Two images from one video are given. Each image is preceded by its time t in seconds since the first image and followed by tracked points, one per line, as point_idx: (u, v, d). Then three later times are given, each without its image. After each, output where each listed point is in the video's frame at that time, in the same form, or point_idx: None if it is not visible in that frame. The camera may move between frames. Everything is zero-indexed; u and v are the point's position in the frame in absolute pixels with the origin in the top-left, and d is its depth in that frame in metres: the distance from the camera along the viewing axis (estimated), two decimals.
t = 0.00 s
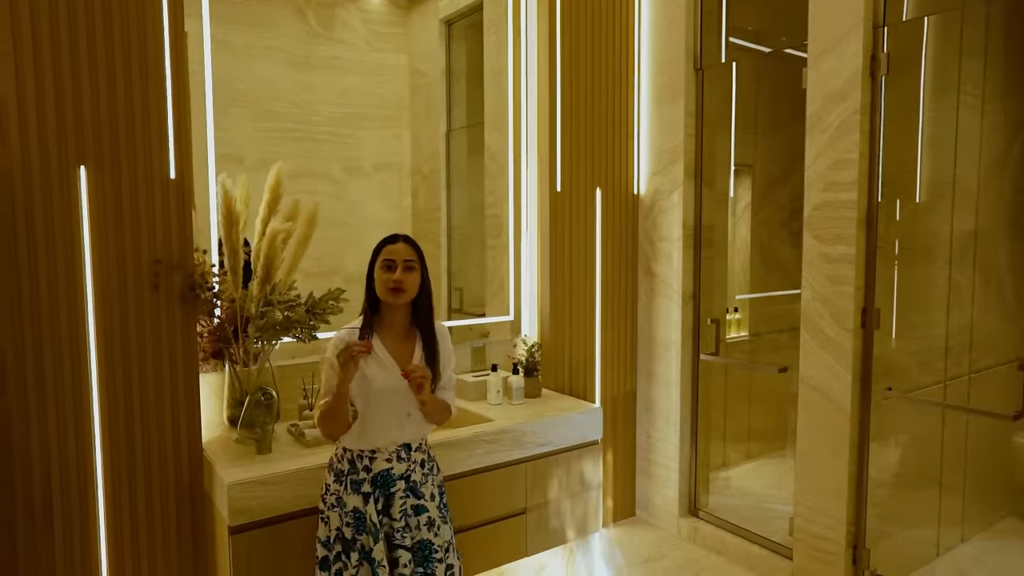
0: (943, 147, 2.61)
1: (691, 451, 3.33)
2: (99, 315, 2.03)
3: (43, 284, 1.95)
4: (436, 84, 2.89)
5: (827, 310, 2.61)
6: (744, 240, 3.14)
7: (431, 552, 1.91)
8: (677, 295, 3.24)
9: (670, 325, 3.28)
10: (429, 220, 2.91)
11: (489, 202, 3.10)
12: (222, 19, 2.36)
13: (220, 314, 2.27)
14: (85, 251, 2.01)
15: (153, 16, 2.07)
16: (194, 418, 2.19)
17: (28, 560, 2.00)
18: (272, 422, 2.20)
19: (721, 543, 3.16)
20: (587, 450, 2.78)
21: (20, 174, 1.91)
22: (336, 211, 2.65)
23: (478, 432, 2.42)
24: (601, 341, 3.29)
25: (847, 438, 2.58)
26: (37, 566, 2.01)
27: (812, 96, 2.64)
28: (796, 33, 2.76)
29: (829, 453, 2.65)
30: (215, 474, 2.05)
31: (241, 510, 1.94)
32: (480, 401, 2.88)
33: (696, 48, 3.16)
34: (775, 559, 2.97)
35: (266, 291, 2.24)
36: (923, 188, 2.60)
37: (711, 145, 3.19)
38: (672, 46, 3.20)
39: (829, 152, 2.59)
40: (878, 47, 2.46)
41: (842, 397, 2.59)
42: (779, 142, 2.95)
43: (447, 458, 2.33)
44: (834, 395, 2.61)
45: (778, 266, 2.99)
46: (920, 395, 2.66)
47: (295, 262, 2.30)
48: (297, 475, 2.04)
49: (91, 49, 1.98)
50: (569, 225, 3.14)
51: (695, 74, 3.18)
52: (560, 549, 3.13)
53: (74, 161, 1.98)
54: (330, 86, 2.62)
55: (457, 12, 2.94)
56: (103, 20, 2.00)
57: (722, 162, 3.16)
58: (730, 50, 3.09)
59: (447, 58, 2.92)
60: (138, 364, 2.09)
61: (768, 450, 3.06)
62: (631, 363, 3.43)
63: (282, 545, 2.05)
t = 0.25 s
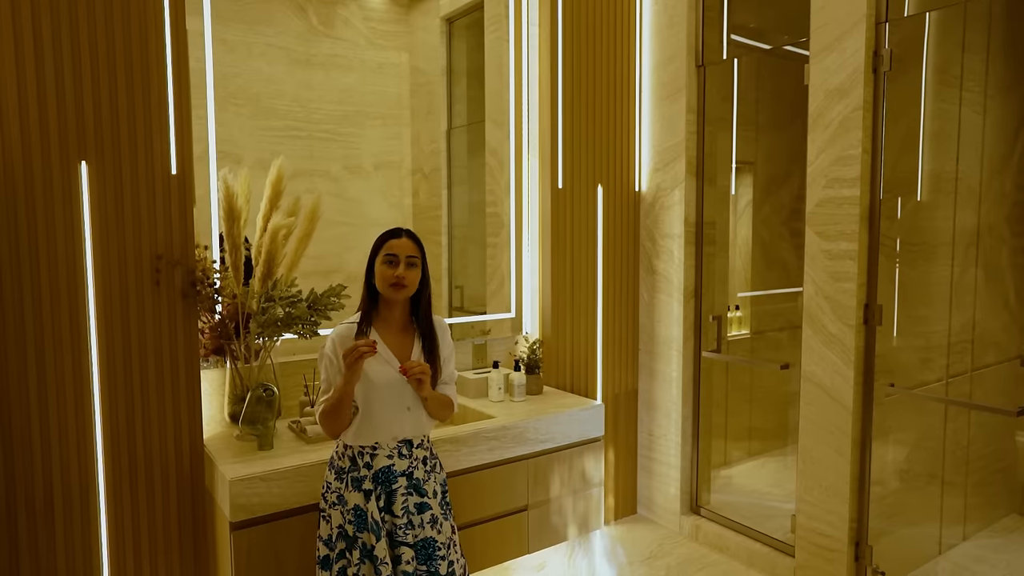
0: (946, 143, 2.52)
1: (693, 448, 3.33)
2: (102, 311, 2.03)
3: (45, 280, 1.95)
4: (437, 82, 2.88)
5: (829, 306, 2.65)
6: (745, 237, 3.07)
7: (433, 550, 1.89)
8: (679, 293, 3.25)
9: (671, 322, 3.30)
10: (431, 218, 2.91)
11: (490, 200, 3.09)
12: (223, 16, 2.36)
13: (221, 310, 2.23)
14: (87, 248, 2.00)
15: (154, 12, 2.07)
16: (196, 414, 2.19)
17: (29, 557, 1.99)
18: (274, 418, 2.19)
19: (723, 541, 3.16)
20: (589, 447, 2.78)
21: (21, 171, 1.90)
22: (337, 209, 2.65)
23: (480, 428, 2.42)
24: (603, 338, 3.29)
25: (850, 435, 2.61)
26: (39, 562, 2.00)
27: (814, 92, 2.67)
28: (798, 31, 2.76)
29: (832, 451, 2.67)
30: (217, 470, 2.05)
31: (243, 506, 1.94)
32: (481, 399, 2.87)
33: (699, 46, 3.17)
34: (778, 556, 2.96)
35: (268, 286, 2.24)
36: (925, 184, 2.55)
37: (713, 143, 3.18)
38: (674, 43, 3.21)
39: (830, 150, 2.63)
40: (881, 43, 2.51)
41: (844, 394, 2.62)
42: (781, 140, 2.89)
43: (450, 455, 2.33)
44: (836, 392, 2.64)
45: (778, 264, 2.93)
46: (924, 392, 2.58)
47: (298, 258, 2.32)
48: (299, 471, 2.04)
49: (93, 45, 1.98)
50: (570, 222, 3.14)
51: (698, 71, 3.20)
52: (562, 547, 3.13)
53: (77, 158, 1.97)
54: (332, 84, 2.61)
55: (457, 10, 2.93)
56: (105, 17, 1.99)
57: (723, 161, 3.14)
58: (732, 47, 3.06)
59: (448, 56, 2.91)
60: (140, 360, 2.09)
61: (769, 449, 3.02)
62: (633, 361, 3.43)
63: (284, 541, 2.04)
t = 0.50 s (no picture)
0: (947, 141, 2.53)
1: (693, 447, 3.33)
2: (103, 308, 2.03)
3: (46, 277, 1.95)
4: (438, 81, 2.88)
5: (830, 304, 2.65)
6: (745, 236, 3.07)
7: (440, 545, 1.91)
8: (679, 291, 3.25)
9: (672, 321, 3.29)
10: (431, 217, 2.91)
11: (491, 199, 3.09)
12: (223, 15, 2.36)
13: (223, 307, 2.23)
14: (88, 245, 2.00)
15: (155, 10, 2.07)
16: (196, 411, 2.19)
17: (30, 554, 1.99)
18: (274, 416, 2.19)
19: (723, 539, 3.16)
20: (590, 445, 2.78)
21: (23, 167, 1.91)
22: (338, 208, 2.65)
23: (481, 426, 2.42)
24: (604, 337, 3.29)
25: (851, 432, 2.60)
26: (39, 559, 2.00)
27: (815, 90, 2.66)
28: (799, 30, 2.76)
29: (833, 449, 2.66)
30: (217, 468, 2.05)
31: (244, 503, 1.94)
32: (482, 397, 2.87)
33: (700, 44, 3.17)
34: (778, 555, 2.96)
35: (269, 284, 2.24)
36: (925, 182, 2.55)
37: (714, 141, 3.18)
38: (674, 42, 3.21)
39: (831, 148, 2.62)
40: (882, 41, 2.49)
41: (845, 391, 2.62)
42: (782, 139, 2.90)
43: (451, 452, 2.33)
44: (836, 389, 2.64)
45: (779, 263, 2.93)
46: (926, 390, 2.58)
47: (299, 255, 2.32)
48: (300, 468, 2.04)
49: (94, 43, 1.98)
50: (571, 221, 3.14)
51: (699, 69, 3.19)
52: (563, 545, 3.13)
53: (78, 155, 1.97)
54: (332, 83, 2.62)
55: (458, 9, 2.93)
56: (106, 14, 1.99)
57: (724, 159, 3.13)
58: (733, 46, 3.06)
59: (449, 55, 2.91)
60: (141, 357, 2.09)
61: (769, 448, 3.02)
62: (633, 359, 3.43)
63: (285, 539, 2.04)
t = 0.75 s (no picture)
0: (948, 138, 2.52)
1: (694, 445, 3.33)
2: (104, 306, 2.03)
3: (47, 274, 1.95)
4: (438, 80, 2.88)
5: (831, 301, 2.65)
6: (746, 235, 3.07)
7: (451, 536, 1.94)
8: (679, 289, 3.25)
9: (672, 319, 3.29)
10: (432, 215, 2.90)
11: (491, 197, 3.09)
12: (224, 14, 2.36)
13: (224, 304, 2.22)
14: (88, 242, 2.00)
15: (156, 7, 2.07)
16: (197, 408, 2.19)
17: (31, 551, 1.99)
18: (275, 413, 2.19)
19: (724, 537, 3.16)
20: (591, 443, 2.78)
21: (24, 164, 1.91)
22: (339, 206, 2.65)
23: (481, 423, 2.42)
24: (604, 335, 3.29)
25: (851, 430, 2.61)
26: (41, 556, 2.00)
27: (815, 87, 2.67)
28: (799, 28, 2.76)
29: (834, 447, 2.67)
30: (218, 465, 2.04)
31: (245, 500, 1.94)
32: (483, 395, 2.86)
33: (700, 42, 3.17)
34: (779, 553, 2.96)
35: (270, 281, 2.23)
36: (925, 180, 2.53)
37: (714, 140, 3.18)
38: (675, 40, 3.21)
39: (832, 146, 2.62)
40: (882, 39, 2.50)
41: (845, 389, 2.62)
42: (782, 137, 2.90)
43: (452, 450, 2.33)
44: (837, 387, 2.65)
45: (779, 263, 2.92)
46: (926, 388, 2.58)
47: (299, 252, 2.32)
48: (301, 466, 2.04)
49: (95, 40, 1.98)
50: (572, 219, 3.14)
51: (699, 68, 3.19)
52: (563, 543, 3.13)
53: (79, 152, 1.97)
54: (333, 82, 2.62)
55: (458, 8, 2.93)
56: (107, 12, 1.99)
57: (724, 158, 3.13)
58: (733, 44, 3.06)
59: (449, 54, 2.91)
60: (142, 354, 2.09)
61: (772, 446, 3.00)
62: (634, 358, 3.43)
63: (286, 536, 2.04)
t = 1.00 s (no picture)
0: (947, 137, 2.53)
1: (694, 444, 3.33)
2: (104, 303, 2.03)
3: (47, 272, 1.95)
4: (438, 79, 2.88)
5: (831, 300, 2.65)
6: (746, 234, 3.07)
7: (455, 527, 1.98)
8: (679, 288, 3.25)
9: (673, 318, 3.29)
10: (432, 215, 2.91)
11: (492, 196, 3.08)
12: (225, 13, 2.36)
13: (224, 303, 2.23)
14: (89, 241, 2.00)
15: (156, 5, 2.07)
16: (198, 406, 2.19)
17: (32, 549, 1.99)
18: (276, 411, 2.19)
19: (724, 536, 3.16)
20: (591, 441, 2.78)
21: (24, 162, 1.91)
22: (339, 206, 2.65)
23: (482, 422, 2.42)
24: (605, 334, 3.29)
25: (851, 429, 2.61)
26: (41, 554, 2.01)
27: (815, 86, 2.67)
28: (799, 27, 2.76)
29: (834, 445, 2.67)
30: (219, 463, 2.05)
31: (245, 498, 1.94)
32: (483, 393, 2.86)
33: (701, 41, 3.17)
34: (778, 551, 2.96)
35: (271, 279, 2.24)
36: (925, 179, 2.53)
37: (714, 138, 3.18)
38: (675, 39, 3.21)
39: (832, 144, 2.62)
40: (882, 37, 2.50)
41: (845, 387, 2.62)
42: (782, 137, 2.90)
43: (452, 448, 2.34)
44: (837, 385, 2.65)
45: (779, 262, 2.92)
46: (926, 386, 2.58)
47: (300, 251, 2.36)
48: (301, 464, 2.04)
49: (96, 39, 1.98)
50: (572, 218, 3.15)
51: (699, 66, 3.20)
52: (563, 541, 3.13)
53: (80, 151, 1.98)
54: (333, 81, 2.62)
55: (458, 7, 2.93)
56: (108, 10, 2.00)
57: (725, 157, 3.13)
58: (733, 43, 3.06)
59: (449, 53, 2.91)
60: (142, 352, 2.10)
61: (772, 445, 3.00)
62: (634, 357, 3.43)
63: (285, 534, 2.04)
